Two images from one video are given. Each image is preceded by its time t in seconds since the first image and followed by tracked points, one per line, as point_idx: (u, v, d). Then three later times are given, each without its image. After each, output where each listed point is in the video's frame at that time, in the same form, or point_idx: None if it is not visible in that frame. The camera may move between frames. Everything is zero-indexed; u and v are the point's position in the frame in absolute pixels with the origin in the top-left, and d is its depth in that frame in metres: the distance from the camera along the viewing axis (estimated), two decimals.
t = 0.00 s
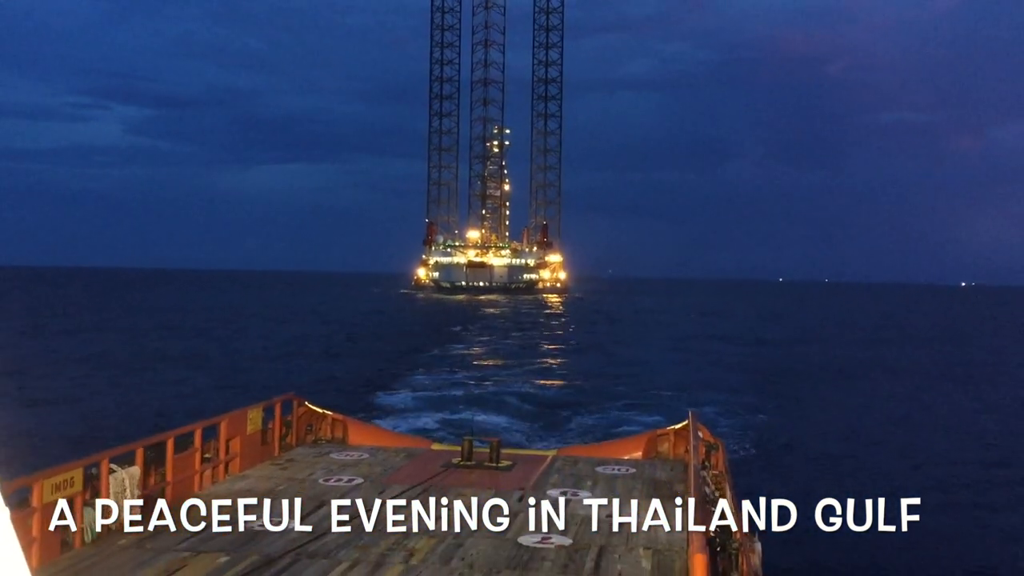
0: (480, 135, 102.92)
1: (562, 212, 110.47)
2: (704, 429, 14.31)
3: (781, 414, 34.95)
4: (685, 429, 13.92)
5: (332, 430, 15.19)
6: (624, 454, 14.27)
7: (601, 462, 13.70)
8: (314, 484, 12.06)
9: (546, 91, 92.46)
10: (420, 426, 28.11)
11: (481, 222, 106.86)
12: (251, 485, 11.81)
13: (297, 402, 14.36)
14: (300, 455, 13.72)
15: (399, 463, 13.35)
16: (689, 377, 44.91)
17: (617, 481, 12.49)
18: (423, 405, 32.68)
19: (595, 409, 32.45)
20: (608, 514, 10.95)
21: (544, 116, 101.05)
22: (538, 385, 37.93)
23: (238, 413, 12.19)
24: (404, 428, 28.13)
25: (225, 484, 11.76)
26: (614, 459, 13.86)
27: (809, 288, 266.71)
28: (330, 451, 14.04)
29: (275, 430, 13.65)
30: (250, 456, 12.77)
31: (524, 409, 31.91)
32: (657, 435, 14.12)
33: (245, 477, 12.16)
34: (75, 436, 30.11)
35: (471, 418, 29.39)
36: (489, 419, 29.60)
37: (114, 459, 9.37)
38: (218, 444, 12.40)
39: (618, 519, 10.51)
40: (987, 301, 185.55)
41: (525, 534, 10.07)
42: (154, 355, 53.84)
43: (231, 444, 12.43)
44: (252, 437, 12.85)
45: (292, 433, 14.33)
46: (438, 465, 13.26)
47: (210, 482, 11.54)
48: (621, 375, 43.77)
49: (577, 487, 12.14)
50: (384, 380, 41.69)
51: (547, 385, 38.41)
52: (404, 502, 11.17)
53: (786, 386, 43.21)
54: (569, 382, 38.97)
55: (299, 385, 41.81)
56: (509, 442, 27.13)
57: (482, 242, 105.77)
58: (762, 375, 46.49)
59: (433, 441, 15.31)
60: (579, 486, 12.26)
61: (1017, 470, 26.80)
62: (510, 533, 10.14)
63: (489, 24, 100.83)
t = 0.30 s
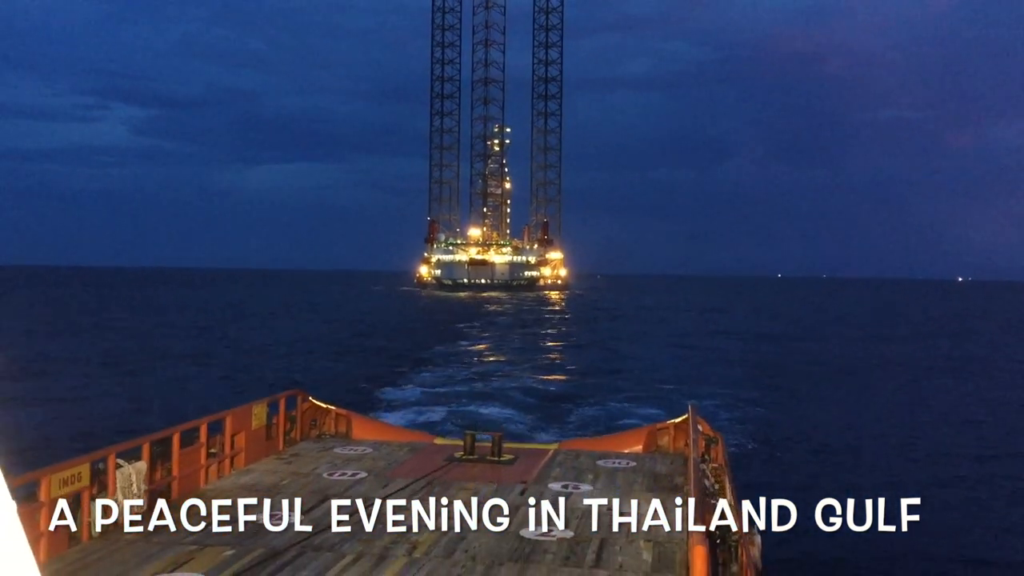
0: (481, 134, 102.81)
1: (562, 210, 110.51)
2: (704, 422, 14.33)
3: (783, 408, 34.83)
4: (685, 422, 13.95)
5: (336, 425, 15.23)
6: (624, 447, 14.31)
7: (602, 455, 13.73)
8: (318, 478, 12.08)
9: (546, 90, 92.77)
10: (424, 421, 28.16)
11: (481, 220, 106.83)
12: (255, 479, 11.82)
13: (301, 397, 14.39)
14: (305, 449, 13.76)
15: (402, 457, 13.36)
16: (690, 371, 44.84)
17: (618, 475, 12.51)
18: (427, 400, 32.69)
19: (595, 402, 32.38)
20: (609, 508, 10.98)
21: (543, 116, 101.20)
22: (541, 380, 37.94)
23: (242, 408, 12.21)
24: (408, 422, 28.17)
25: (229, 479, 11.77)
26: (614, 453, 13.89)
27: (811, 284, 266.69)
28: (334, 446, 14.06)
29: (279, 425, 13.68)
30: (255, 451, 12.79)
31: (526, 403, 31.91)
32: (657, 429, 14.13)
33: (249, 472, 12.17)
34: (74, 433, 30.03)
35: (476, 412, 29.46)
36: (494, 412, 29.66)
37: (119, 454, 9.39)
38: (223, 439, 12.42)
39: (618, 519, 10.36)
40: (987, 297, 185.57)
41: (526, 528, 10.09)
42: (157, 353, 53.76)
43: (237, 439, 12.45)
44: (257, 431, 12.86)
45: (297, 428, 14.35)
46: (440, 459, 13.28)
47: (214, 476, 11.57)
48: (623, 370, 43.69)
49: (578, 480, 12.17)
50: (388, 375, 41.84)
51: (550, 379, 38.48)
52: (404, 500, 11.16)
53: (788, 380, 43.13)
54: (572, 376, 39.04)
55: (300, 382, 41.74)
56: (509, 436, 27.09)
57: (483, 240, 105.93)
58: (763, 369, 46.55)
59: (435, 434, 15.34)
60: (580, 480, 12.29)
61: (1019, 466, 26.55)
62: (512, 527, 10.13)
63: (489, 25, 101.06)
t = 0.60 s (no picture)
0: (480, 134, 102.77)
1: (561, 209, 110.58)
2: (702, 418, 14.32)
3: (782, 405, 34.74)
4: (682, 418, 13.94)
5: (338, 421, 15.23)
6: (622, 444, 14.28)
7: (601, 452, 13.70)
8: (320, 475, 12.07)
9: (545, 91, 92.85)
10: (424, 417, 28.09)
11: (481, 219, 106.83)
12: (258, 476, 11.81)
13: (303, 394, 14.37)
14: (307, 446, 13.76)
15: (403, 454, 13.35)
16: (689, 368, 44.76)
17: (617, 471, 12.50)
18: (427, 397, 32.62)
19: (594, 398, 32.29)
20: (608, 505, 10.97)
21: (542, 116, 101.26)
22: (541, 377, 37.90)
23: (245, 405, 12.21)
24: (408, 419, 28.10)
25: (231, 475, 11.77)
26: (613, 449, 13.88)
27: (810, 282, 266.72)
28: (336, 442, 14.06)
29: (281, 422, 13.67)
30: (257, 447, 12.79)
31: (526, 400, 31.86)
32: (655, 425, 14.13)
33: (252, 468, 12.18)
34: (71, 432, 29.93)
35: (476, 408, 29.40)
36: (495, 408, 29.62)
37: (122, 451, 9.39)
38: (225, 436, 12.42)
39: (618, 518, 10.28)
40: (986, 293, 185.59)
41: (527, 526, 10.07)
42: (156, 352, 53.58)
43: (239, 436, 12.46)
44: (260, 428, 12.86)
45: (299, 424, 14.35)
46: (441, 455, 13.26)
47: (216, 473, 11.56)
48: (622, 367, 43.57)
49: (577, 476, 12.16)
50: (387, 373, 41.79)
51: (550, 377, 38.45)
52: (404, 497, 11.15)
53: (786, 377, 43.08)
54: (572, 373, 39.00)
55: (298, 381, 41.62)
56: (508, 433, 27.06)
57: (482, 240, 106.10)
58: (762, 367, 46.55)
59: (436, 431, 15.33)
60: (580, 476, 12.29)
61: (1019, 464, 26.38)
62: (513, 526, 10.10)
63: (488, 26, 101.15)
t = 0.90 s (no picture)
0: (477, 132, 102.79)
1: (557, 207, 110.64)
2: (697, 416, 14.31)
3: (779, 404, 34.65)
4: (678, 417, 13.92)
5: (333, 420, 15.20)
6: (619, 442, 14.25)
7: (597, 450, 13.69)
8: (316, 473, 12.05)
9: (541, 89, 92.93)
10: (421, 414, 28.01)
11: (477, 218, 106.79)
12: (254, 474, 11.80)
13: (299, 393, 14.36)
14: (304, 445, 13.74)
15: (399, 452, 13.33)
16: (685, 366, 44.68)
17: (613, 469, 12.49)
18: (423, 395, 32.53)
19: (592, 397, 32.19)
20: (607, 504, 10.93)
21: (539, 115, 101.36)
22: (537, 375, 37.85)
23: (241, 402, 12.20)
24: (406, 416, 28.02)
25: (228, 474, 11.75)
26: (609, 447, 13.86)
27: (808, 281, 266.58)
28: (332, 441, 14.04)
29: (277, 420, 13.65)
30: (253, 445, 12.78)
31: (523, 397, 31.78)
32: (651, 424, 14.12)
33: (248, 466, 12.16)
34: (65, 431, 29.70)
35: (472, 404, 29.34)
36: (491, 404, 29.55)
37: (119, 449, 9.37)
38: (221, 434, 12.40)
39: (618, 518, 10.23)
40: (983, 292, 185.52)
41: (524, 525, 10.04)
42: (152, 351, 53.38)
43: (235, 434, 12.43)
44: (255, 426, 12.84)
45: (295, 423, 14.34)
46: (437, 454, 13.24)
47: (212, 471, 11.53)
48: (619, 366, 43.48)
49: (573, 474, 12.15)
50: (383, 371, 41.76)
51: (545, 375, 38.38)
52: (401, 496, 11.13)
53: (783, 375, 43.05)
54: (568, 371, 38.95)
55: (295, 380, 41.49)
56: (505, 429, 27.00)
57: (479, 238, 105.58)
58: (757, 366, 46.59)
59: (432, 430, 15.31)
60: (577, 474, 12.27)
61: (1017, 463, 26.28)
62: (511, 526, 10.06)
63: (484, 25, 101.26)
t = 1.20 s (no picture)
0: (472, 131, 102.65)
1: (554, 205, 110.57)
2: (693, 415, 14.28)
3: (777, 403, 34.54)
4: (674, 416, 13.90)
5: (329, 419, 15.17)
6: (614, 441, 14.23)
7: (593, 449, 13.66)
8: (311, 472, 12.02)
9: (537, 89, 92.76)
10: (417, 412, 27.89)
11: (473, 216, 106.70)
12: (249, 474, 11.77)
13: (295, 392, 14.33)
14: (299, 444, 13.71)
15: (395, 451, 13.30)
16: (683, 365, 44.53)
17: (609, 468, 12.47)
18: (419, 394, 32.40)
19: (590, 395, 32.05)
20: (606, 504, 10.89)
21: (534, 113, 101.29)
22: (534, 374, 37.70)
23: (237, 401, 12.18)
24: (402, 414, 27.90)
25: (223, 473, 11.71)
26: (605, 446, 13.83)
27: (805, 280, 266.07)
28: (328, 440, 14.01)
29: (273, 420, 13.62)
30: (249, 445, 12.75)
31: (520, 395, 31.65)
32: (647, 423, 14.11)
33: (244, 465, 12.14)
34: (61, 432, 29.47)
35: (469, 403, 29.23)
36: (488, 402, 29.44)
37: (115, 448, 9.33)
38: (217, 433, 12.36)
39: (618, 518, 10.21)
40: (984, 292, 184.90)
41: (521, 524, 10.02)
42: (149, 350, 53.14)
43: (230, 433, 12.41)
44: (251, 425, 12.80)
45: (291, 422, 14.31)
46: (433, 453, 13.20)
47: (207, 469, 11.50)
48: (617, 364, 43.35)
49: (569, 474, 12.12)
50: (378, 370, 41.58)
51: (542, 374, 38.20)
52: (398, 495, 11.11)
53: (780, 374, 42.89)
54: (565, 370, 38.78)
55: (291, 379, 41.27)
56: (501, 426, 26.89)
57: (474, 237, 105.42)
58: (754, 365, 46.42)
59: (427, 429, 15.27)
60: (573, 473, 12.24)
61: (1016, 463, 26.17)
62: (508, 525, 10.02)
63: (480, 24, 101.06)
